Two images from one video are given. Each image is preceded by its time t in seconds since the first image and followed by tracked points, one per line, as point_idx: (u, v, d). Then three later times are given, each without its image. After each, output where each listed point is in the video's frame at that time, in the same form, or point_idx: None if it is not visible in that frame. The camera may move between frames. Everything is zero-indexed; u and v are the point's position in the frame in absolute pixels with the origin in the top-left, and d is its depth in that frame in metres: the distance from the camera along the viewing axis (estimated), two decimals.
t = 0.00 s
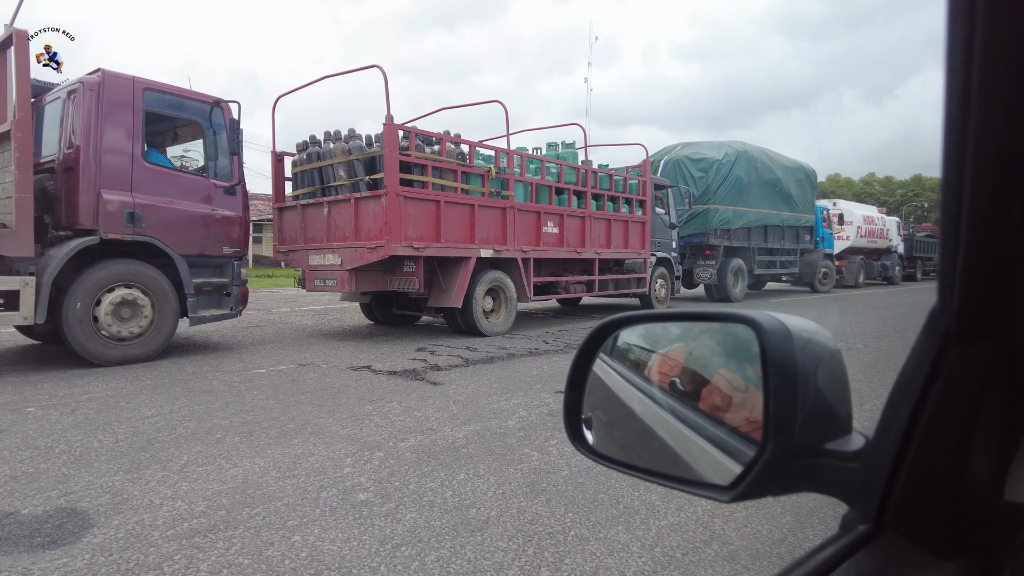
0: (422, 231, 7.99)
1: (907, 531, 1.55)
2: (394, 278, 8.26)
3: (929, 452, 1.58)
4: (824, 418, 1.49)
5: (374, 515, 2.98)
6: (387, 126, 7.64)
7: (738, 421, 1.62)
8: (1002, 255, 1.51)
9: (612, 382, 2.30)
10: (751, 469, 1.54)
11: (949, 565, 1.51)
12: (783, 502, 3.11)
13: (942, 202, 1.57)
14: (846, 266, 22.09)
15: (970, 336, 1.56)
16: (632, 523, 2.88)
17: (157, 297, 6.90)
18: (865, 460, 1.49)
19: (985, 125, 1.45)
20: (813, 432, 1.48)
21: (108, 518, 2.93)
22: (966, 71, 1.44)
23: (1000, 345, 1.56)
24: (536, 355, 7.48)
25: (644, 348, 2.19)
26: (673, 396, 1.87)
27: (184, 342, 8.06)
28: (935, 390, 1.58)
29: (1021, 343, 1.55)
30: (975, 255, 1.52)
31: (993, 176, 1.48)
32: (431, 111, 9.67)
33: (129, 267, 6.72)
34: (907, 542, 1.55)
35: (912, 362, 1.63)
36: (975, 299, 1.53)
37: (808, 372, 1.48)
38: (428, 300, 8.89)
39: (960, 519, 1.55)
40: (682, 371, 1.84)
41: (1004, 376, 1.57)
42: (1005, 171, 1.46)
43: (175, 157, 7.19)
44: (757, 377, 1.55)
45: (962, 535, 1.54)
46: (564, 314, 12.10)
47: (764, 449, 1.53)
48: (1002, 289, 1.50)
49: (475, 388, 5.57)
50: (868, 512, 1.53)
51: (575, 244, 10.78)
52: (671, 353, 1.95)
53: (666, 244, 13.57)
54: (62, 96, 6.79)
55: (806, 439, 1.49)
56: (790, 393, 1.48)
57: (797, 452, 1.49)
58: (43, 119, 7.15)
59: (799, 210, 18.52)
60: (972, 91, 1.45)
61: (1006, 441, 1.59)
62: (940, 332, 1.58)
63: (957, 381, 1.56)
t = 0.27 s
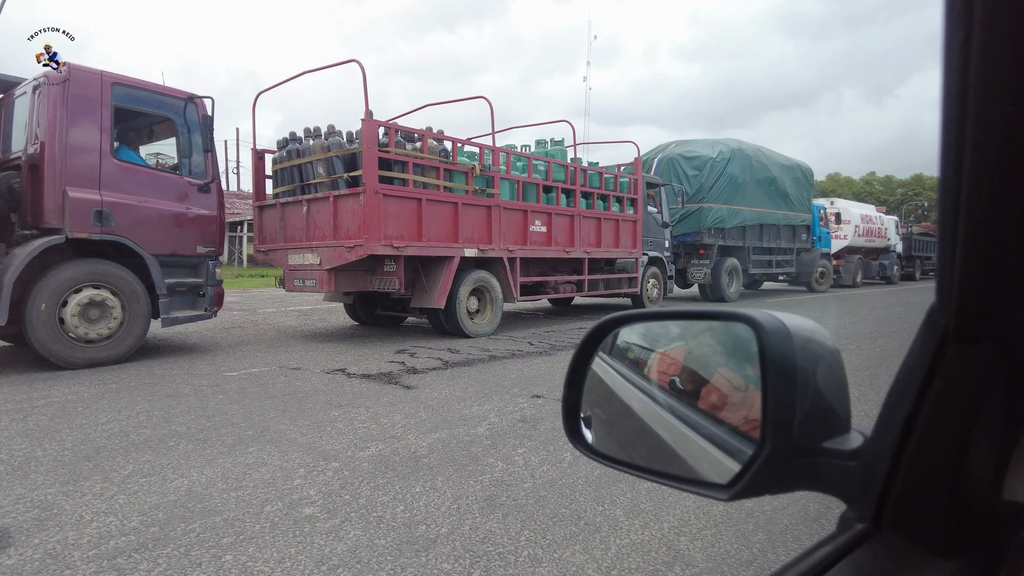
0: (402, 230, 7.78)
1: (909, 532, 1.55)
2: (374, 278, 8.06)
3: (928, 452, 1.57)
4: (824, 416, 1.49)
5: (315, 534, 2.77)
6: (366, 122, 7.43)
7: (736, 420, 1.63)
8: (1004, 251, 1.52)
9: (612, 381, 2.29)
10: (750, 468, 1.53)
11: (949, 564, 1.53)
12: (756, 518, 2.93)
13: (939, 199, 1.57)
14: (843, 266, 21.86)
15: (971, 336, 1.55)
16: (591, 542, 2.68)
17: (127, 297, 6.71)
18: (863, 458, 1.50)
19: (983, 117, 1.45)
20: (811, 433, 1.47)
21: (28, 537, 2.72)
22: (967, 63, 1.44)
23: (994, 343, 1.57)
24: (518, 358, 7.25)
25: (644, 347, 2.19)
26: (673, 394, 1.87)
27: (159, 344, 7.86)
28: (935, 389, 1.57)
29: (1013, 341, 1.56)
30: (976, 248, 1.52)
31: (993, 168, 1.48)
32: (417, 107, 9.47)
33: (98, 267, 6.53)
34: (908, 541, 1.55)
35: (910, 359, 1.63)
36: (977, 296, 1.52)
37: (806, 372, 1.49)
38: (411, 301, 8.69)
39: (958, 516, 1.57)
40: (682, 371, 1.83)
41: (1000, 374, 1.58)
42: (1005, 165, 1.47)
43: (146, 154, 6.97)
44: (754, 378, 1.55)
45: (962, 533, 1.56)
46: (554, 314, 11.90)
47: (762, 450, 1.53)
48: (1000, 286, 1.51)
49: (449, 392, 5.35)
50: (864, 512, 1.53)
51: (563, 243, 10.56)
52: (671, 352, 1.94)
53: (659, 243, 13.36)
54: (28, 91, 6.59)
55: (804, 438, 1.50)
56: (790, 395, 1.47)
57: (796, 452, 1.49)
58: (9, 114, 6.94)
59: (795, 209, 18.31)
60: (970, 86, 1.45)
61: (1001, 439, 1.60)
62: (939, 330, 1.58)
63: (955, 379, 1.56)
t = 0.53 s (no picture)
0: (381, 229, 7.58)
1: (900, 528, 1.65)
2: (353, 278, 7.87)
3: (916, 451, 1.68)
4: (818, 414, 1.53)
5: (243, 557, 2.56)
6: (342, 118, 7.23)
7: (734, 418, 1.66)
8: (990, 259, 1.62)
9: (611, 381, 2.35)
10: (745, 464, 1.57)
11: (938, 559, 1.64)
12: (724, 538, 2.71)
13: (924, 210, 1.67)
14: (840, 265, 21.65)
15: (959, 334, 1.66)
16: (541, 566, 2.48)
17: (94, 299, 6.49)
18: (856, 455, 1.55)
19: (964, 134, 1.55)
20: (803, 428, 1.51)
21: None
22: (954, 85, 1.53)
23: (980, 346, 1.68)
24: (497, 360, 7.01)
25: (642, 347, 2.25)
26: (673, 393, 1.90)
27: (131, 347, 7.66)
28: (924, 390, 1.68)
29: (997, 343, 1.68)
30: (960, 258, 1.63)
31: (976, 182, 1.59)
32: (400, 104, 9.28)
33: (62, 268, 6.32)
34: (897, 537, 1.66)
35: (900, 362, 1.73)
36: (961, 303, 1.64)
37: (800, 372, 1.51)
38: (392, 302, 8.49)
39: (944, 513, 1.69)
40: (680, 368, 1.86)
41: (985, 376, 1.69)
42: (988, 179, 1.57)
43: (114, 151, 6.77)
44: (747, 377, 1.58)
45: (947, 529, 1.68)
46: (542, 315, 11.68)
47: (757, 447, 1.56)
48: (984, 293, 1.63)
49: (419, 398, 5.14)
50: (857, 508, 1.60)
51: (551, 242, 10.34)
52: (669, 351, 1.99)
53: (650, 242, 13.15)
54: None
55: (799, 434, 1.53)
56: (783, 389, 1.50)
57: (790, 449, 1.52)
58: None
59: (791, 208, 18.11)
60: (954, 104, 1.55)
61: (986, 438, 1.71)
62: (929, 332, 1.68)
63: (943, 381, 1.67)
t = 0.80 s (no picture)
0: (355, 227, 7.36)
1: (881, 516, 1.64)
2: (327, 278, 7.66)
3: (897, 442, 1.63)
4: (801, 408, 1.55)
5: None
6: (313, 113, 7.04)
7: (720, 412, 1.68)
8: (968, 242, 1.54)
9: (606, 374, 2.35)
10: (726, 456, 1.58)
11: (921, 549, 1.60)
12: (679, 560, 2.49)
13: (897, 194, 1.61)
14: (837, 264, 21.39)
15: (935, 324, 1.60)
16: None
17: (53, 301, 6.28)
18: (839, 447, 1.57)
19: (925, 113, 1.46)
20: (784, 422, 1.52)
21: None
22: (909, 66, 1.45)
23: (967, 329, 1.59)
24: (474, 363, 6.77)
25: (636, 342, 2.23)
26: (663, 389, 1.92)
27: (99, 350, 7.45)
28: (903, 378, 1.62)
29: (986, 327, 1.57)
30: (934, 241, 1.56)
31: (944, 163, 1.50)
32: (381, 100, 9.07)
33: (20, 268, 6.11)
34: (881, 526, 1.64)
35: (882, 349, 1.69)
36: (936, 288, 1.58)
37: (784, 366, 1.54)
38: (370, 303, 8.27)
39: (932, 502, 1.62)
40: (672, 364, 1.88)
41: (974, 362, 1.58)
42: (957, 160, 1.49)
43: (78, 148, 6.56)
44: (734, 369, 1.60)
45: (936, 519, 1.61)
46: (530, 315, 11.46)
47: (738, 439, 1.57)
48: (962, 276, 1.55)
49: (383, 403, 4.92)
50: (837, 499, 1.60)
51: (536, 241, 10.09)
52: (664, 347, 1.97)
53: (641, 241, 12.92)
54: None
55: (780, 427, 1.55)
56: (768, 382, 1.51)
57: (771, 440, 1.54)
58: None
59: (787, 205, 17.87)
60: (922, 81, 1.45)
61: (978, 427, 1.60)
62: (907, 321, 1.63)
63: (922, 369, 1.60)
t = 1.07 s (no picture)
0: (327, 227, 7.13)
1: (868, 505, 1.53)
2: (300, 279, 7.44)
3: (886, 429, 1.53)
4: (793, 400, 1.45)
5: None
6: (282, 109, 6.83)
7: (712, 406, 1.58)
8: (953, 221, 1.42)
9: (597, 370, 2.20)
10: (714, 450, 1.48)
11: (909, 540, 1.47)
12: None
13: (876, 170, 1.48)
14: (834, 262, 21.14)
15: (923, 310, 1.51)
16: None
17: (11, 306, 6.06)
18: (829, 437, 1.46)
19: (905, 80, 1.29)
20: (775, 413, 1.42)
21: None
22: (879, 31, 1.27)
23: (954, 313, 1.50)
24: (449, 366, 6.51)
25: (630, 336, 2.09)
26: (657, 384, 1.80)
27: (64, 356, 7.23)
28: (892, 364, 1.54)
29: (975, 311, 1.47)
30: (917, 221, 1.44)
31: (925, 137, 1.36)
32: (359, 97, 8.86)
33: None
34: (872, 517, 1.52)
35: (869, 337, 1.61)
36: (923, 279, 1.49)
37: (776, 357, 1.44)
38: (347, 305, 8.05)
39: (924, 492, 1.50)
40: (666, 358, 1.78)
41: (959, 351, 1.50)
42: (939, 131, 1.34)
43: (36, 147, 6.32)
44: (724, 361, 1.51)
45: (928, 510, 1.49)
46: (517, 316, 11.25)
47: (726, 431, 1.48)
48: (945, 267, 1.45)
49: (344, 412, 4.69)
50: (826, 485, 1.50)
51: (520, 241, 9.85)
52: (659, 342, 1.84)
53: (630, 239, 12.68)
54: None
55: (770, 419, 1.45)
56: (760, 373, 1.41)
57: (762, 433, 1.45)
58: None
59: (782, 203, 17.63)
60: (898, 83, 1.32)
61: (967, 416, 1.50)
62: (894, 306, 1.54)
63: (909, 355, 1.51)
